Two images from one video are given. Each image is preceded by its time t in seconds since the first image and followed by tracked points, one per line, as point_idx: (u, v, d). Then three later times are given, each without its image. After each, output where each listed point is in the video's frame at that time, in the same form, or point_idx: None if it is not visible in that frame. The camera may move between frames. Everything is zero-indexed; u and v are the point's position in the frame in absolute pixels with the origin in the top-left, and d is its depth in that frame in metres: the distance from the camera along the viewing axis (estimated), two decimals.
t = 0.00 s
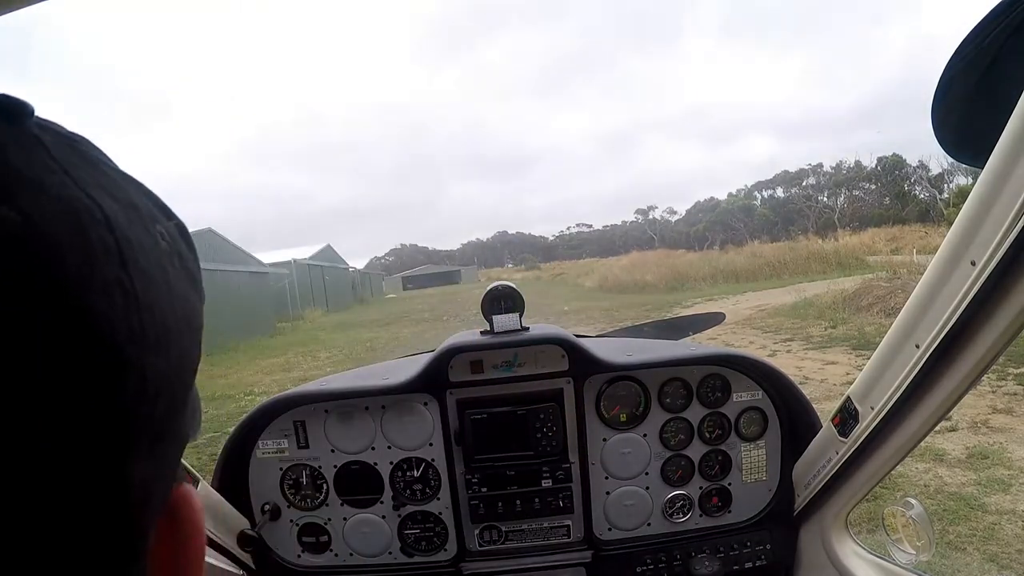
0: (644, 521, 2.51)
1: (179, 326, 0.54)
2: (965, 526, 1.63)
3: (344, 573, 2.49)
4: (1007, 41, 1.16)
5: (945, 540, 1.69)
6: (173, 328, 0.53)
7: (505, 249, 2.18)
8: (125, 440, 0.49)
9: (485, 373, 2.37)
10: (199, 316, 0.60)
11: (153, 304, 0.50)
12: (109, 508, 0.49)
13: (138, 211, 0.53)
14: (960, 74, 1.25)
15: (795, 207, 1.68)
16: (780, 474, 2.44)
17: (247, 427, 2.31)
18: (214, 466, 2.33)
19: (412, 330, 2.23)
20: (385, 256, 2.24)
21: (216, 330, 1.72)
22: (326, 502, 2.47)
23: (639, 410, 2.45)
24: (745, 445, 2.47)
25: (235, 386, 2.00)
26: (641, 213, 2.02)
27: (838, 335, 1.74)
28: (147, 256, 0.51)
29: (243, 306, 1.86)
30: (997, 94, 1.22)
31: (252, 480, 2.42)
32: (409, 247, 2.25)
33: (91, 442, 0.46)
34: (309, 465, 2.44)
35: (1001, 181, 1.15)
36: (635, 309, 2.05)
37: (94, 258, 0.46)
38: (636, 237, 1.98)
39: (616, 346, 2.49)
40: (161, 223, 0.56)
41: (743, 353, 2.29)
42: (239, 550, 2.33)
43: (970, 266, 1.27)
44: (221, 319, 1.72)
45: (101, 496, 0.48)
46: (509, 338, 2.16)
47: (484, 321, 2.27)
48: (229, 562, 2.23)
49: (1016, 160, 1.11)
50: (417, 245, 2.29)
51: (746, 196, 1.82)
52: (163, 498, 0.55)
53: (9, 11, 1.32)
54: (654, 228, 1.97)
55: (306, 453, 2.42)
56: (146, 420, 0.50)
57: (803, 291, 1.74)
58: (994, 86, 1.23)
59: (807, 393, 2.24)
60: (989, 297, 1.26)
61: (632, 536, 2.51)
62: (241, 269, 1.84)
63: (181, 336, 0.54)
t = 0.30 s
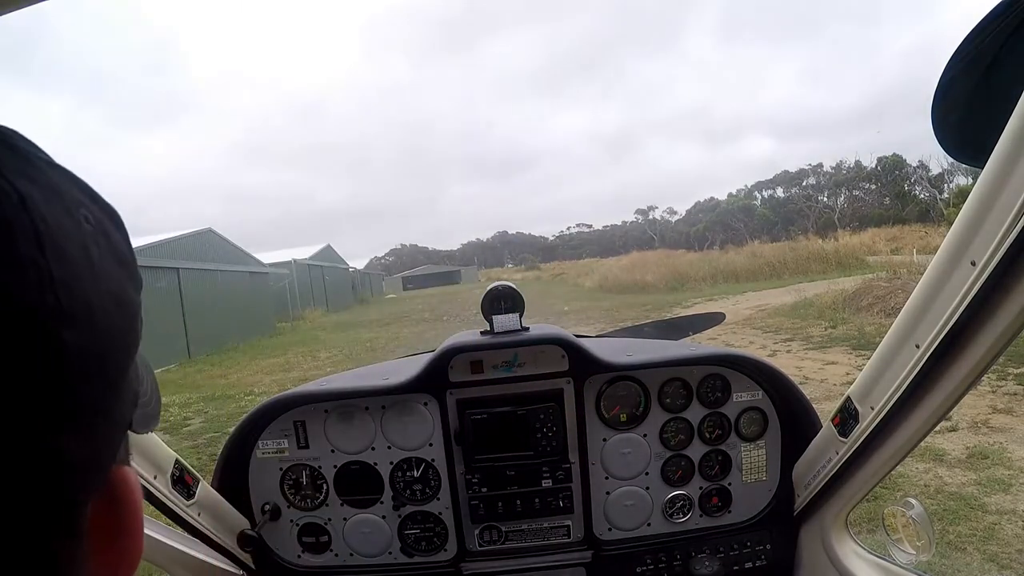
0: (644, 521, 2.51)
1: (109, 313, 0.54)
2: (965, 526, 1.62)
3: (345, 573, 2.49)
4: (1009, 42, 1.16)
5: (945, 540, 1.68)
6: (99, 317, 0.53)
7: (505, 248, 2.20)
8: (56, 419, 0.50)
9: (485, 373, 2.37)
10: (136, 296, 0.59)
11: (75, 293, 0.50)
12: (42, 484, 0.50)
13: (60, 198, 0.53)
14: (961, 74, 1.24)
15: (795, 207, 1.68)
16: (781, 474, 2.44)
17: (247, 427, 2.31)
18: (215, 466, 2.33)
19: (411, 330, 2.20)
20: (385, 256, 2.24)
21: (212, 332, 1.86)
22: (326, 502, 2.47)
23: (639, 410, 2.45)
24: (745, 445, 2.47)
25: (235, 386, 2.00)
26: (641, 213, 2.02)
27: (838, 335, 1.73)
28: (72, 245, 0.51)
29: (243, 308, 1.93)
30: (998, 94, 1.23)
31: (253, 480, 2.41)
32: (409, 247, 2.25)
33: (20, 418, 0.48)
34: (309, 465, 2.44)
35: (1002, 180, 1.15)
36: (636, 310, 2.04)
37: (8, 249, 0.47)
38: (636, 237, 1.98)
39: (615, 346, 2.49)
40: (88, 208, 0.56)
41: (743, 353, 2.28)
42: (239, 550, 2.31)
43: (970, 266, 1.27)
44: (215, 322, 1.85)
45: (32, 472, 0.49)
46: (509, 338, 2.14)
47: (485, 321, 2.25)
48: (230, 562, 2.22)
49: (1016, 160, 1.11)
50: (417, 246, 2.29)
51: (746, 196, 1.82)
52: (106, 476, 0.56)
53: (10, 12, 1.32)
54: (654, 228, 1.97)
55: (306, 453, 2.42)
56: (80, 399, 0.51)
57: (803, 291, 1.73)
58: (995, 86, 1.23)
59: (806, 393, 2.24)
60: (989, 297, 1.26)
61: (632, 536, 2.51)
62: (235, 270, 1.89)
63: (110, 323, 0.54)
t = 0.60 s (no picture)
0: (644, 521, 2.51)
1: (88, 310, 0.53)
2: (964, 526, 1.62)
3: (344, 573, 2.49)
4: (1011, 42, 1.15)
5: (945, 539, 1.68)
6: (78, 311, 0.52)
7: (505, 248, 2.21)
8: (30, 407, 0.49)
9: (485, 373, 2.37)
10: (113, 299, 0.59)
11: (51, 285, 0.50)
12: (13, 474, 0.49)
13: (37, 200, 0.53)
14: (960, 74, 1.25)
15: (795, 207, 1.69)
16: (780, 473, 2.45)
17: (247, 427, 2.31)
18: (214, 466, 2.32)
19: (411, 330, 2.19)
20: (385, 256, 2.24)
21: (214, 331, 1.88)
22: (325, 502, 2.47)
23: (638, 410, 2.45)
24: (745, 445, 2.47)
25: (235, 386, 2.00)
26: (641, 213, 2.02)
27: (838, 335, 1.73)
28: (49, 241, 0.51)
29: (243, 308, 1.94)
30: (997, 96, 1.23)
31: (252, 480, 2.41)
32: (409, 247, 2.24)
33: None
34: (309, 465, 2.44)
35: (1001, 180, 1.15)
36: (636, 309, 2.04)
37: None
38: (636, 237, 1.98)
39: (616, 346, 2.49)
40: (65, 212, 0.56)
41: (743, 353, 2.28)
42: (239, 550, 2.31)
43: (970, 266, 1.27)
44: (218, 321, 1.87)
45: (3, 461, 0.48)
46: (508, 338, 2.13)
47: (485, 321, 2.25)
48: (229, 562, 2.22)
49: (1015, 160, 1.11)
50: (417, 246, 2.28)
51: (746, 196, 1.82)
52: (80, 473, 0.55)
53: (9, 11, 1.32)
54: (654, 228, 1.96)
55: (306, 453, 2.42)
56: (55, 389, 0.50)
57: (803, 291, 1.73)
58: (994, 87, 1.23)
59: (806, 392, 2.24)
60: (989, 297, 1.26)
61: (631, 536, 2.52)
62: (235, 270, 1.88)
63: (88, 318, 0.53)
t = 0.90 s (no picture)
0: (644, 521, 2.51)
1: (97, 316, 0.53)
2: (965, 526, 1.62)
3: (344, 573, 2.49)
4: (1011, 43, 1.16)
5: (945, 539, 1.68)
6: (89, 314, 0.52)
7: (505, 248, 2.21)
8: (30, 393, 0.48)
9: (485, 373, 2.37)
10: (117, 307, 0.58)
11: (67, 288, 0.50)
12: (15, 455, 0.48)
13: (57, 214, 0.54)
14: (960, 74, 1.24)
15: (795, 207, 1.68)
16: (780, 474, 2.45)
17: (247, 427, 2.31)
18: (214, 466, 2.32)
19: (411, 330, 2.19)
20: (385, 256, 2.23)
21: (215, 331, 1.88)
22: (325, 502, 2.47)
23: (638, 410, 2.45)
24: (745, 445, 2.47)
25: (234, 386, 2.00)
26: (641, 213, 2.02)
27: (838, 336, 1.72)
28: (68, 248, 0.52)
29: (243, 308, 1.93)
30: (996, 97, 1.23)
31: (252, 480, 2.41)
32: (409, 247, 2.22)
33: None
34: (309, 465, 2.44)
35: (1002, 180, 1.15)
36: (636, 310, 2.04)
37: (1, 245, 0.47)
38: (636, 237, 1.98)
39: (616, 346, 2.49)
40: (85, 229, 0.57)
41: (743, 353, 2.28)
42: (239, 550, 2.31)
43: (970, 266, 1.27)
44: (219, 321, 1.87)
45: None
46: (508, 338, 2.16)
47: (485, 321, 2.25)
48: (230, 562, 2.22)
49: (1015, 160, 1.11)
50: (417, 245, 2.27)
51: (746, 196, 1.82)
52: (80, 469, 0.54)
53: (9, 11, 1.31)
54: (654, 228, 1.96)
55: (306, 453, 2.42)
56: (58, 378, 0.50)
57: (803, 291, 1.73)
58: (994, 87, 1.23)
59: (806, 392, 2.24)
60: (989, 297, 1.26)
61: (632, 536, 2.51)
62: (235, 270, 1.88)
63: (97, 327, 0.53)
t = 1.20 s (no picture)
0: (644, 521, 2.51)
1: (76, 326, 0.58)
2: (964, 526, 1.62)
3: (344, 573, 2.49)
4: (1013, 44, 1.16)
5: (944, 539, 1.68)
6: (72, 327, 0.57)
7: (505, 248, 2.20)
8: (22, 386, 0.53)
9: (485, 373, 2.37)
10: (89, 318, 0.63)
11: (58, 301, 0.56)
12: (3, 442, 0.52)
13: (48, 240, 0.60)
14: (961, 74, 1.24)
15: (795, 207, 1.68)
16: (780, 473, 2.45)
17: (247, 427, 2.31)
18: (214, 466, 2.32)
19: (411, 330, 2.19)
20: (385, 256, 2.23)
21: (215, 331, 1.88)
22: (325, 502, 2.47)
23: (638, 410, 2.45)
24: (745, 445, 2.47)
25: (234, 386, 2.00)
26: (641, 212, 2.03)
27: (838, 336, 1.72)
28: (59, 270, 0.58)
29: (243, 308, 1.93)
30: (997, 98, 1.22)
31: (252, 480, 2.41)
32: (408, 247, 2.24)
33: None
34: (309, 465, 2.44)
35: (1002, 179, 1.15)
36: (636, 310, 2.04)
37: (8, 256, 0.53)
38: (636, 237, 1.98)
39: (616, 346, 2.49)
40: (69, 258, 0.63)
41: (743, 353, 2.28)
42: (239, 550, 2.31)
43: (970, 266, 1.28)
44: (220, 321, 1.87)
45: None
46: (508, 338, 2.14)
47: (485, 321, 2.25)
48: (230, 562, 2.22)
49: (1015, 160, 1.11)
50: (417, 246, 2.27)
51: (746, 196, 1.83)
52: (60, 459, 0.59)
53: (9, 11, 1.31)
54: (654, 228, 1.96)
55: (306, 453, 2.42)
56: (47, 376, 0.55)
57: (803, 291, 1.72)
58: (994, 86, 1.23)
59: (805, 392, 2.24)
60: (989, 297, 1.26)
61: (632, 536, 2.51)
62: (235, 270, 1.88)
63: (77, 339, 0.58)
